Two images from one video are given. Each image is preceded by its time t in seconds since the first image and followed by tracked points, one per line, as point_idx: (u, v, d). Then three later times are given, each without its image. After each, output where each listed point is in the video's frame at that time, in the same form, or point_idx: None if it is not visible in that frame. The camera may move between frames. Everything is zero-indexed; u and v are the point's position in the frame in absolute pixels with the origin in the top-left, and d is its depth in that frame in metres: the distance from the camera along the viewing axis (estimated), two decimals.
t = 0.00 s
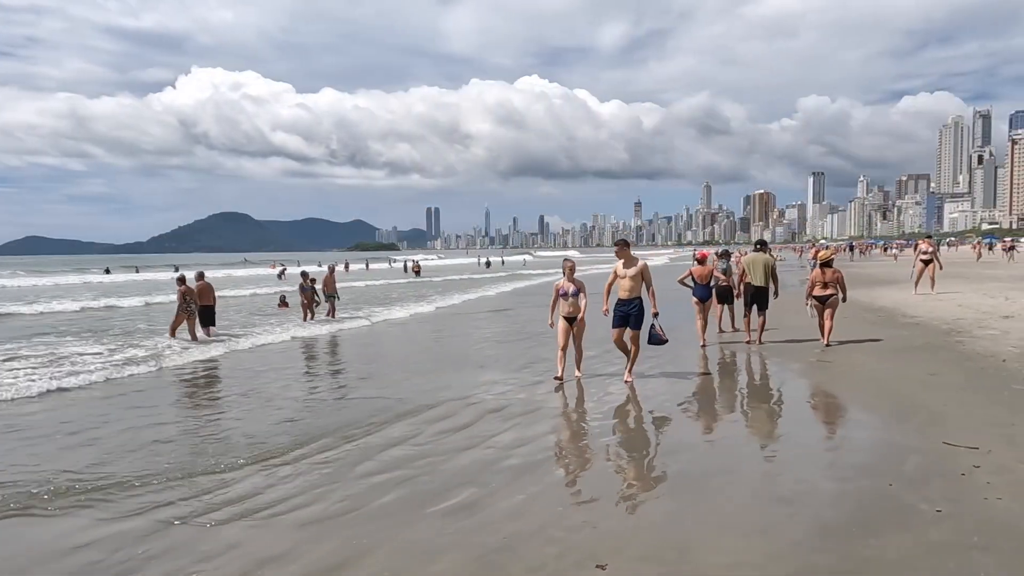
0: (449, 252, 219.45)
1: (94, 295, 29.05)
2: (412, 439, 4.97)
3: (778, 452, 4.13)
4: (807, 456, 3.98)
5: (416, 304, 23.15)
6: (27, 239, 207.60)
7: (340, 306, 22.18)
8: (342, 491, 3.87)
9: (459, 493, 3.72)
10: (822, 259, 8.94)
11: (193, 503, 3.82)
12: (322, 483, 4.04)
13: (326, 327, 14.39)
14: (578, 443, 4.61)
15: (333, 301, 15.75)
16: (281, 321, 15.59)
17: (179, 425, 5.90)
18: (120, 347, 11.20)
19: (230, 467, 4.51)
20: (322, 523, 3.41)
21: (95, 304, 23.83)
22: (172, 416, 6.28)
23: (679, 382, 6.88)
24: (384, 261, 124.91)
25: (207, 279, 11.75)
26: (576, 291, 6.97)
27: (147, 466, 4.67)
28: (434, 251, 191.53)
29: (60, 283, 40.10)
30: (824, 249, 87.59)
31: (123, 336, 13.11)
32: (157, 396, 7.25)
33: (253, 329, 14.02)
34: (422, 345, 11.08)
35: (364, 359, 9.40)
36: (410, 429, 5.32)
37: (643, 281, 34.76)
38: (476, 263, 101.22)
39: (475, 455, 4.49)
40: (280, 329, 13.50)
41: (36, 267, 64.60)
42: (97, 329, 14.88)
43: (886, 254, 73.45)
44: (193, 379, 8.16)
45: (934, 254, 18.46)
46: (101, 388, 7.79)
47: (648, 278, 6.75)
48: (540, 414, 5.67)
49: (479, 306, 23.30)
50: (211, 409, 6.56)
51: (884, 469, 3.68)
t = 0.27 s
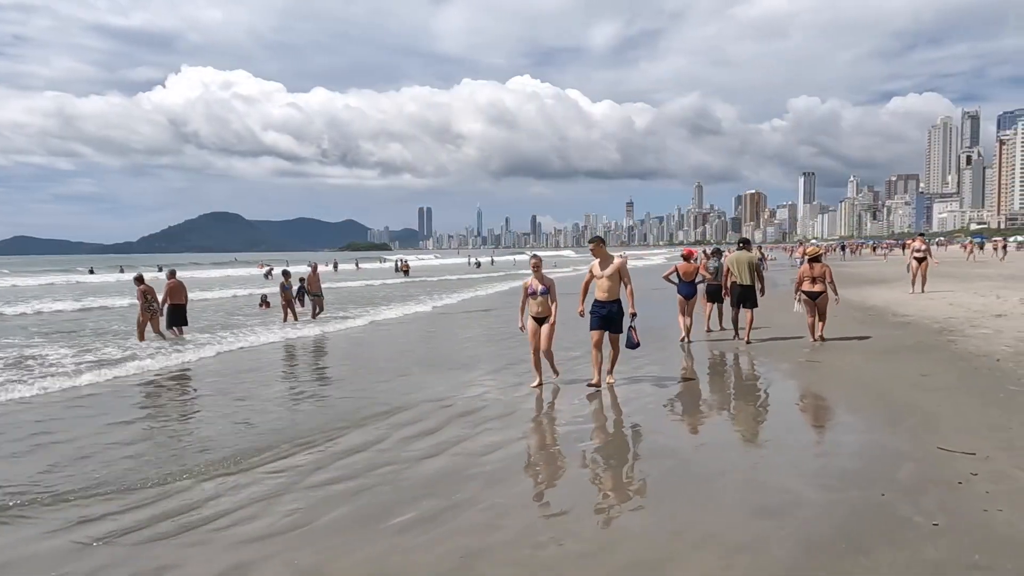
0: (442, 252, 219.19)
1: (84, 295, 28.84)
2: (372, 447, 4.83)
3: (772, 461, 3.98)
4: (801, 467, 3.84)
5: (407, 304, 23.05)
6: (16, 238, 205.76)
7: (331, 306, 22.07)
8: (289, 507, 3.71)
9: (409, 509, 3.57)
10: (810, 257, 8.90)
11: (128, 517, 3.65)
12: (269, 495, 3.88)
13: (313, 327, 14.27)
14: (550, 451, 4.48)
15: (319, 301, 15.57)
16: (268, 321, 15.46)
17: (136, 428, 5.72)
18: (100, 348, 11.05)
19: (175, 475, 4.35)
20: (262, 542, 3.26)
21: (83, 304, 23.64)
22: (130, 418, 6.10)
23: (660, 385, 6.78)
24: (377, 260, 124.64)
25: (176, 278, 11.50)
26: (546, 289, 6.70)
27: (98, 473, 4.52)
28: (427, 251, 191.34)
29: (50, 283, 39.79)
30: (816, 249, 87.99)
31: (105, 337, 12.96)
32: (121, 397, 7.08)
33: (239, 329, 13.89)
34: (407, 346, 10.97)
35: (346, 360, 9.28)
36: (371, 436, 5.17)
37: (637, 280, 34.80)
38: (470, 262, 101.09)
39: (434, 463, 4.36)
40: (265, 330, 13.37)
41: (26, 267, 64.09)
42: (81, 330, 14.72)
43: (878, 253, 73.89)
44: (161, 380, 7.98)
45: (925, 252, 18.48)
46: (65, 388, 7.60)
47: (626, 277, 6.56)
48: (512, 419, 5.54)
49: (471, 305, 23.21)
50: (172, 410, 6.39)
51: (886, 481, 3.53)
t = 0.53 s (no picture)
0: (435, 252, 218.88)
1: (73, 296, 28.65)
2: (331, 464, 4.70)
3: (759, 482, 3.86)
4: (789, 490, 3.71)
5: (397, 306, 22.95)
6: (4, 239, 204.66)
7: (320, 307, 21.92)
8: (234, 533, 3.57)
9: (354, 536, 3.43)
10: (800, 259, 8.81)
11: (57, 546, 3.50)
12: (211, 521, 3.73)
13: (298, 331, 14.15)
14: (522, 470, 4.35)
15: (303, 303, 15.45)
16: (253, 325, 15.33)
17: (95, 440, 5.59)
18: (77, 353, 10.91)
19: (117, 497, 4.20)
20: (200, 575, 3.12)
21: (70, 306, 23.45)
22: (90, 429, 5.97)
23: (640, 392, 6.66)
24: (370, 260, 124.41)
25: (148, 282, 11.40)
26: (514, 296, 6.32)
27: (51, 489, 4.41)
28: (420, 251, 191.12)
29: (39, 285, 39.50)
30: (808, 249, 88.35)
31: (86, 341, 12.82)
32: (90, 405, 6.96)
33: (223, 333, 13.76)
34: (389, 350, 10.87)
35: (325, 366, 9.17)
36: (331, 451, 5.02)
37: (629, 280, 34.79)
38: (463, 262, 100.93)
39: (393, 484, 4.22)
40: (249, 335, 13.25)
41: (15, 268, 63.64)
42: (63, 334, 14.57)
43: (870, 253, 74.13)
44: (133, 387, 7.86)
45: (917, 252, 18.46)
46: (31, 396, 7.47)
47: (601, 281, 6.23)
48: (484, 432, 5.40)
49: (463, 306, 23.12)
50: (132, 421, 6.23)
51: (878, 507, 3.41)
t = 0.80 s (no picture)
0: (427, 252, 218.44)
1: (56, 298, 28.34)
2: (289, 473, 4.59)
3: (741, 495, 3.75)
4: (771, 504, 3.60)
5: (384, 307, 22.81)
6: None
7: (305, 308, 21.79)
8: (177, 548, 3.46)
9: (310, 555, 3.29)
10: (788, 257, 8.75)
11: None
12: (161, 537, 3.59)
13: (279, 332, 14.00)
14: (485, 479, 4.27)
15: (284, 304, 15.32)
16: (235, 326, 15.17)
17: (53, 445, 5.47)
18: (50, 355, 10.72)
19: (64, 510, 4.05)
20: None
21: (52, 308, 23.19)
22: (51, 433, 5.84)
23: (621, 395, 6.55)
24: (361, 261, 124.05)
25: (112, 282, 11.26)
26: (472, 297, 6.09)
27: None
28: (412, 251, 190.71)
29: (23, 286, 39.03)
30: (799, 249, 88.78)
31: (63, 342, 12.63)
32: (54, 408, 6.82)
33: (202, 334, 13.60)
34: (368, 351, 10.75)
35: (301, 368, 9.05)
36: (293, 459, 4.90)
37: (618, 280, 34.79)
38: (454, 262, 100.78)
39: (356, 496, 4.09)
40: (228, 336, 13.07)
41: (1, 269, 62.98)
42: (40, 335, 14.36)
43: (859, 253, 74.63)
44: (101, 390, 7.72)
45: (902, 252, 18.51)
46: None
47: (564, 282, 6.07)
48: (455, 438, 5.29)
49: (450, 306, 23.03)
50: (93, 427, 6.08)
51: (849, 521, 3.33)
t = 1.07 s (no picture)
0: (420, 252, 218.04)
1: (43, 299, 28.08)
2: (239, 494, 4.48)
3: (700, 521, 3.68)
4: (730, 530, 3.54)
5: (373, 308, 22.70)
6: None
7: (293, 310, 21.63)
8: None
9: None
10: (769, 259, 8.65)
11: None
12: (101, 569, 3.47)
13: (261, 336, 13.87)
14: (442, 501, 4.18)
15: (266, 307, 15.16)
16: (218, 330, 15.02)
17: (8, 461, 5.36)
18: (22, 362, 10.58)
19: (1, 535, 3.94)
20: None
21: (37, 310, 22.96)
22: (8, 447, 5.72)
23: (597, 406, 6.45)
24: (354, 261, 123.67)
25: (72, 284, 11.15)
26: (422, 306, 5.93)
27: None
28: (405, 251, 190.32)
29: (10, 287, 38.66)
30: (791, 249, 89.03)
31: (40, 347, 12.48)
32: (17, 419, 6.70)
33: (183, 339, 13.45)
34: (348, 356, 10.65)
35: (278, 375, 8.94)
36: (248, 478, 4.79)
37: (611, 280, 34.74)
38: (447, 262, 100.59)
39: (310, 522, 3.97)
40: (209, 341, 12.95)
41: None
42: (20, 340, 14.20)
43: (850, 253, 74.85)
44: (68, 400, 7.59)
45: (890, 253, 18.46)
46: None
47: (518, 292, 5.87)
48: (418, 455, 5.20)
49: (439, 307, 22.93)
50: (53, 440, 5.96)
51: (805, 550, 3.27)
